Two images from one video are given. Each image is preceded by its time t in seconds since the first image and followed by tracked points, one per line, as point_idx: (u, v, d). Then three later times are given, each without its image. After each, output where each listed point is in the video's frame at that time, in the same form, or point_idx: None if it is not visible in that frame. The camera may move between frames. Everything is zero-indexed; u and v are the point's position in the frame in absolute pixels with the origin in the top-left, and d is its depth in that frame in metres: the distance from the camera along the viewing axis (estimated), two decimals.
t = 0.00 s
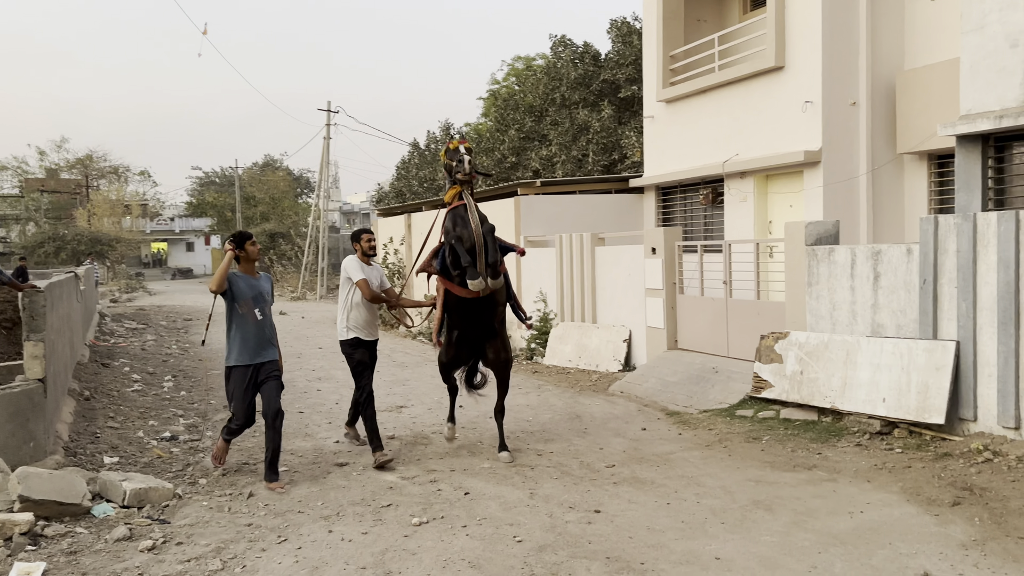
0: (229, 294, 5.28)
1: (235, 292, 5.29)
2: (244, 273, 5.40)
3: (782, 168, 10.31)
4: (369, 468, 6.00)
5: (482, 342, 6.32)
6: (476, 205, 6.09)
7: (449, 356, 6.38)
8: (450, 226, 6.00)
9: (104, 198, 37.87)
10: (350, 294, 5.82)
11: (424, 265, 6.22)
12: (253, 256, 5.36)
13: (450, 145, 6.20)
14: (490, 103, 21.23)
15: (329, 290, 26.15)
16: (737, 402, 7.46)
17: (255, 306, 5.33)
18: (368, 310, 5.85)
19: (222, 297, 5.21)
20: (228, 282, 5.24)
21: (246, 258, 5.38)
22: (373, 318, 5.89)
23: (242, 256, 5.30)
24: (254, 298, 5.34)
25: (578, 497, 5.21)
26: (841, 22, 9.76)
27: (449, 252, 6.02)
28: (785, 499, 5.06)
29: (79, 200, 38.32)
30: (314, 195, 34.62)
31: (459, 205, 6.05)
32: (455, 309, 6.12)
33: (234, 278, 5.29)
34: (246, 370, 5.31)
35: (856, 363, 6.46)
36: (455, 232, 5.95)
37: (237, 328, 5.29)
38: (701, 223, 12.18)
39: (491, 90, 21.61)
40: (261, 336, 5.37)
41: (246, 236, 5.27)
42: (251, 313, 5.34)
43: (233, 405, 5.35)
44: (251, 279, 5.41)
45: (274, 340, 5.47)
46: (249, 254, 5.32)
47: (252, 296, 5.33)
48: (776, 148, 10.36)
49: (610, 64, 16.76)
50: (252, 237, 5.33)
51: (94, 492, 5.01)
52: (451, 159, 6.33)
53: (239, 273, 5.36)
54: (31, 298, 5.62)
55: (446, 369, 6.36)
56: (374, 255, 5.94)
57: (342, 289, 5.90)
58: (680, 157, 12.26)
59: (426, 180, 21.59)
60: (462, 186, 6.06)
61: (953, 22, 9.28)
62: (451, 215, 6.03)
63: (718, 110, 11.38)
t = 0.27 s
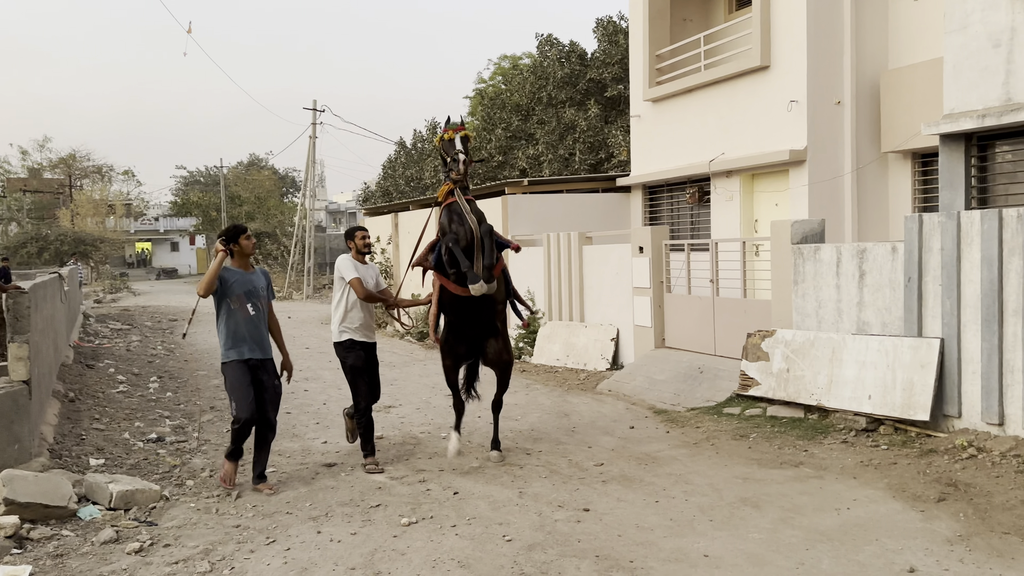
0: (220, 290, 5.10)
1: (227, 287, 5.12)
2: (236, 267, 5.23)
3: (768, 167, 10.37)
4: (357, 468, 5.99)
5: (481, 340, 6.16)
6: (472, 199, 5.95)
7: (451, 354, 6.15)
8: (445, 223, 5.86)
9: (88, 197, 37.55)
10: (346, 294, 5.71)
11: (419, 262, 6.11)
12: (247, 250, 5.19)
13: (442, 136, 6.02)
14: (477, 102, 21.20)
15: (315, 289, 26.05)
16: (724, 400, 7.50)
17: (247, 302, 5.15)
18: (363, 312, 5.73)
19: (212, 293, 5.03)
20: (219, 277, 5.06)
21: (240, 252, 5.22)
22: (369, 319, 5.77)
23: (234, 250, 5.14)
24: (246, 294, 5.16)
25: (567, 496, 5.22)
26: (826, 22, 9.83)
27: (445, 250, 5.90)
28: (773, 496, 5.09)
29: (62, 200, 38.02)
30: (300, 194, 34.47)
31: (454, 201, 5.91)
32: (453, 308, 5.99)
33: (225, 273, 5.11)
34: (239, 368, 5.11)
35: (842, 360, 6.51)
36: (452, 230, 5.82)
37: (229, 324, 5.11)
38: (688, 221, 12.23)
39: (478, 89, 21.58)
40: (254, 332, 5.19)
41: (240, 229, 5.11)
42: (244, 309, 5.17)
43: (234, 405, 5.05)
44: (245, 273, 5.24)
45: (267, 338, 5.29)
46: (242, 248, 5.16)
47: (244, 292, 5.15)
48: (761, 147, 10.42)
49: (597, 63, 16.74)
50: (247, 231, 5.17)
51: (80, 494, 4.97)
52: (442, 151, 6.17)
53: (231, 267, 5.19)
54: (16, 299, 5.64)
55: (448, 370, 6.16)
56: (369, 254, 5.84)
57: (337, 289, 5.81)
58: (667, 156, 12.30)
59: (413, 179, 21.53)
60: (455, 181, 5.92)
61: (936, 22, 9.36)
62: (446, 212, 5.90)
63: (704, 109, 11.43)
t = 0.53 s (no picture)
0: (211, 286, 5.00)
1: (218, 284, 5.01)
2: (229, 263, 5.13)
3: (754, 166, 10.43)
4: (346, 469, 5.98)
5: (481, 347, 5.85)
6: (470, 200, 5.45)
7: (455, 363, 5.76)
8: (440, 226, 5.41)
9: (72, 197, 37.25)
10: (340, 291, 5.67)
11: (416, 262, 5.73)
12: (239, 246, 5.09)
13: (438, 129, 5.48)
14: (464, 102, 21.18)
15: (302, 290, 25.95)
16: (712, 398, 7.54)
17: (240, 298, 5.04)
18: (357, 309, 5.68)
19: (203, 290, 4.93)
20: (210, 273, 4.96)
21: (232, 248, 5.12)
22: (362, 317, 5.71)
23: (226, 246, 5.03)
24: (239, 290, 5.05)
25: (557, 496, 5.23)
26: (811, 22, 9.89)
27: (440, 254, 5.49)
28: (761, 495, 5.12)
29: (46, 200, 37.70)
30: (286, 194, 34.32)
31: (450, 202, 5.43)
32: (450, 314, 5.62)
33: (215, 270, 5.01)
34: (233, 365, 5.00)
35: (828, 359, 6.56)
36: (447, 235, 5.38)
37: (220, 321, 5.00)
38: (675, 221, 12.28)
39: (464, 89, 21.56)
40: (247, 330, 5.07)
41: (233, 224, 5.04)
42: (237, 306, 5.05)
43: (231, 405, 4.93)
44: (238, 269, 5.13)
45: (261, 334, 5.17)
46: (234, 243, 5.06)
47: (236, 288, 5.05)
48: (748, 147, 10.48)
49: (584, 63, 16.76)
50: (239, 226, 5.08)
51: (66, 497, 4.94)
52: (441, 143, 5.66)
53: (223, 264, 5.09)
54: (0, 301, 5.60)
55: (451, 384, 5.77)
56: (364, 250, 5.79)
57: (331, 286, 5.76)
58: (654, 156, 12.33)
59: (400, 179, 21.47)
60: (452, 182, 5.44)
61: (920, 23, 9.44)
62: (442, 213, 5.43)
63: (691, 109, 11.48)
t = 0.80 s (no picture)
0: (200, 291, 4.71)
1: (208, 290, 4.72)
2: (219, 268, 4.86)
3: (739, 167, 10.48)
4: (332, 472, 5.95)
5: (477, 356, 5.60)
6: (469, 205, 5.37)
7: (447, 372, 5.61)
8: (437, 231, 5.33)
9: (53, 198, 36.89)
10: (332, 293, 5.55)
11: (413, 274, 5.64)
12: (229, 250, 4.82)
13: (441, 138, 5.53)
14: (449, 102, 21.15)
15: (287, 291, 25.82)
16: (698, 398, 7.57)
17: (230, 304, 4.77)
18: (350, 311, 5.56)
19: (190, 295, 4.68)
20: (197, 278, 4.70)
21: (222, 252, 4.85)
22: (355, 319, 5.58)
23: (216, 249, 4.75)
24: (229, 295, 4.78)
25: (544, 497, 5.23)
26: (795, 24, 9.96)
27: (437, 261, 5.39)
28: (747, 494, 5.14)
29: (26, 201, 37.30)
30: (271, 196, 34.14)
31: (449, 207, 5.38)
32: (447, 322, 5.46)
33: (205, 275, 4.72)
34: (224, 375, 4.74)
35: (813, 358, 6.60)
36: (443, 239, 5.27)
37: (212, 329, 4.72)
38: (661, 222, 12.32)
39: (450, 90, 21.54)
40: (241, 337, 4.79)
41: (223, 227, 4.78)
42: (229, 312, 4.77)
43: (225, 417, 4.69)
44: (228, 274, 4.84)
45: (253, 342, 4.89)
46: (223, 247, 4.79)
47: (226, 293, 4.78)
48: (732, 148, 10.54)
49: (569, 64, 16.79)
50: (229, 229, 4.83)
51: (49, 501, 4.89)
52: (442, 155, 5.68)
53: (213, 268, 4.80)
54: None
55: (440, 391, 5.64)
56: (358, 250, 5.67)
57: (325, 288, 5.65)
58: (639, 157, 12.37)
59: (386, 179, 21.41)
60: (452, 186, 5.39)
61: (902, 25, 9.53)
62: (440, 218, 5.36)
63: (676, 110, 11.53)
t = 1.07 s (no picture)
0: (189, 300, 4.54)
1: (197, 298, 4.55)
2: (208, 276, 4.68)
3: (723, 169, 10.54)
4: (317, 474, 5.92)
5: (474, 364, 5.53)
6: (470, 207, 5.18)
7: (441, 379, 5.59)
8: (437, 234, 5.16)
9: (34, 199, 36.50)
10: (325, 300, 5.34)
11: (412, 277, 5.50)
12: (219, 257, 4.63)
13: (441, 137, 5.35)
14: (435, 103, 21.12)
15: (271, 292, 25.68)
16: (683, 398, 7.61)
17: (221, 313, 4.60)
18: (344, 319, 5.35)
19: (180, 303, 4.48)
20: (186, 286, 4.51)
21: (211, 260, 4.67)
22: (350, 328, 5.37)
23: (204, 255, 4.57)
24: (220, 304, 4.61)
25: (530, 498, 5.23)
26: (778, 27, 10.02)
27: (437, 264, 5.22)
28: (732, 494, 5.17)
29: (6, 202, 36.88)
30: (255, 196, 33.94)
31: (450, 209, 5.19)
32: (445, 328, 5.35)
33: (193, 283, 4.56)
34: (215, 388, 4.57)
35: (796, 359, 6.65)
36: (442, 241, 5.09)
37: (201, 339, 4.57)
38: (646, 223, 12.37)
39: (435, 90, 21.50)
40: (230, 347, 4.64)
41: (212, 234, 4.58)
42: (219, 321, 4.61)
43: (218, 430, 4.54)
44: (218, 282, 4.68)
45: (242, 353, 4.74)
46: (213, 254, 4.60)
47: (217, 302, 4.60)
48: (716, 150, 10.59)
49: (554, 65, 16.80)
50: (218, 234, 4.62)
51: (30, 505, 4.84)
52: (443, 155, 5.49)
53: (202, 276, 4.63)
54: None
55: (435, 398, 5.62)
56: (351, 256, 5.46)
57: (317, 296, 5.44)
58: (624, 158, 12.41)
59: (371, 180, 21.35)
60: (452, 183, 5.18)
61: (884, 28, 9.61)
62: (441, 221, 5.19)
63: (660, 112, 11.57)
